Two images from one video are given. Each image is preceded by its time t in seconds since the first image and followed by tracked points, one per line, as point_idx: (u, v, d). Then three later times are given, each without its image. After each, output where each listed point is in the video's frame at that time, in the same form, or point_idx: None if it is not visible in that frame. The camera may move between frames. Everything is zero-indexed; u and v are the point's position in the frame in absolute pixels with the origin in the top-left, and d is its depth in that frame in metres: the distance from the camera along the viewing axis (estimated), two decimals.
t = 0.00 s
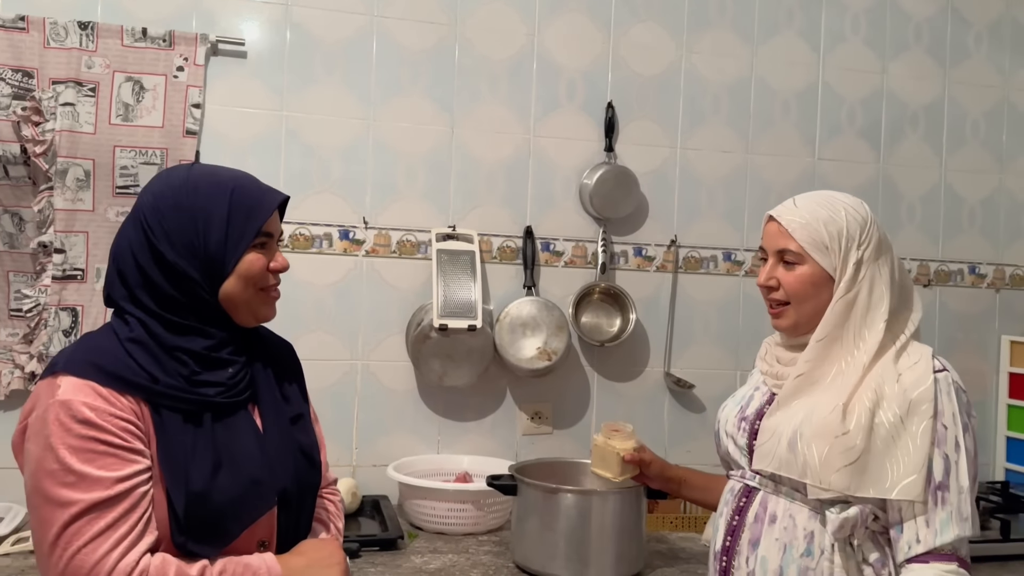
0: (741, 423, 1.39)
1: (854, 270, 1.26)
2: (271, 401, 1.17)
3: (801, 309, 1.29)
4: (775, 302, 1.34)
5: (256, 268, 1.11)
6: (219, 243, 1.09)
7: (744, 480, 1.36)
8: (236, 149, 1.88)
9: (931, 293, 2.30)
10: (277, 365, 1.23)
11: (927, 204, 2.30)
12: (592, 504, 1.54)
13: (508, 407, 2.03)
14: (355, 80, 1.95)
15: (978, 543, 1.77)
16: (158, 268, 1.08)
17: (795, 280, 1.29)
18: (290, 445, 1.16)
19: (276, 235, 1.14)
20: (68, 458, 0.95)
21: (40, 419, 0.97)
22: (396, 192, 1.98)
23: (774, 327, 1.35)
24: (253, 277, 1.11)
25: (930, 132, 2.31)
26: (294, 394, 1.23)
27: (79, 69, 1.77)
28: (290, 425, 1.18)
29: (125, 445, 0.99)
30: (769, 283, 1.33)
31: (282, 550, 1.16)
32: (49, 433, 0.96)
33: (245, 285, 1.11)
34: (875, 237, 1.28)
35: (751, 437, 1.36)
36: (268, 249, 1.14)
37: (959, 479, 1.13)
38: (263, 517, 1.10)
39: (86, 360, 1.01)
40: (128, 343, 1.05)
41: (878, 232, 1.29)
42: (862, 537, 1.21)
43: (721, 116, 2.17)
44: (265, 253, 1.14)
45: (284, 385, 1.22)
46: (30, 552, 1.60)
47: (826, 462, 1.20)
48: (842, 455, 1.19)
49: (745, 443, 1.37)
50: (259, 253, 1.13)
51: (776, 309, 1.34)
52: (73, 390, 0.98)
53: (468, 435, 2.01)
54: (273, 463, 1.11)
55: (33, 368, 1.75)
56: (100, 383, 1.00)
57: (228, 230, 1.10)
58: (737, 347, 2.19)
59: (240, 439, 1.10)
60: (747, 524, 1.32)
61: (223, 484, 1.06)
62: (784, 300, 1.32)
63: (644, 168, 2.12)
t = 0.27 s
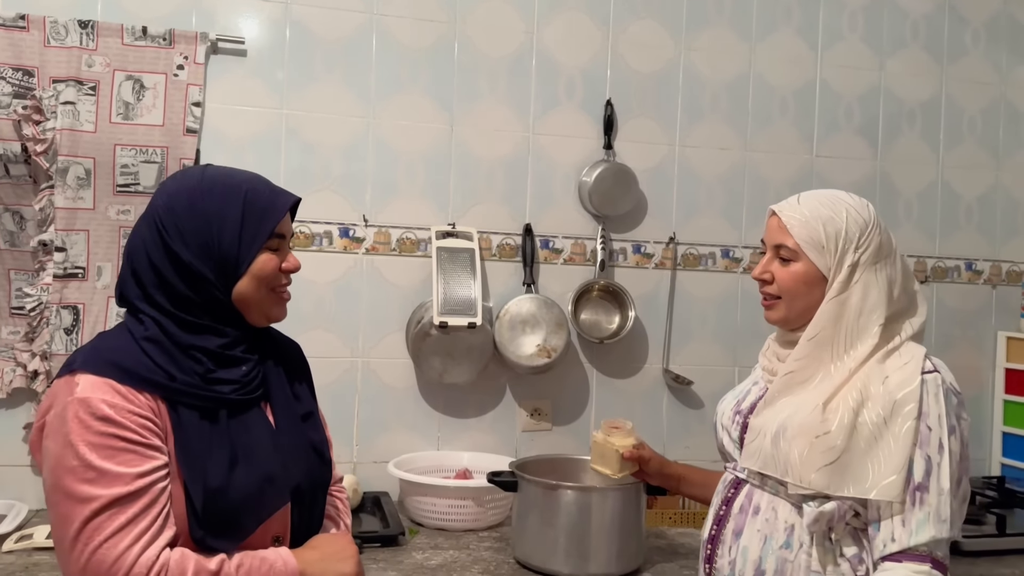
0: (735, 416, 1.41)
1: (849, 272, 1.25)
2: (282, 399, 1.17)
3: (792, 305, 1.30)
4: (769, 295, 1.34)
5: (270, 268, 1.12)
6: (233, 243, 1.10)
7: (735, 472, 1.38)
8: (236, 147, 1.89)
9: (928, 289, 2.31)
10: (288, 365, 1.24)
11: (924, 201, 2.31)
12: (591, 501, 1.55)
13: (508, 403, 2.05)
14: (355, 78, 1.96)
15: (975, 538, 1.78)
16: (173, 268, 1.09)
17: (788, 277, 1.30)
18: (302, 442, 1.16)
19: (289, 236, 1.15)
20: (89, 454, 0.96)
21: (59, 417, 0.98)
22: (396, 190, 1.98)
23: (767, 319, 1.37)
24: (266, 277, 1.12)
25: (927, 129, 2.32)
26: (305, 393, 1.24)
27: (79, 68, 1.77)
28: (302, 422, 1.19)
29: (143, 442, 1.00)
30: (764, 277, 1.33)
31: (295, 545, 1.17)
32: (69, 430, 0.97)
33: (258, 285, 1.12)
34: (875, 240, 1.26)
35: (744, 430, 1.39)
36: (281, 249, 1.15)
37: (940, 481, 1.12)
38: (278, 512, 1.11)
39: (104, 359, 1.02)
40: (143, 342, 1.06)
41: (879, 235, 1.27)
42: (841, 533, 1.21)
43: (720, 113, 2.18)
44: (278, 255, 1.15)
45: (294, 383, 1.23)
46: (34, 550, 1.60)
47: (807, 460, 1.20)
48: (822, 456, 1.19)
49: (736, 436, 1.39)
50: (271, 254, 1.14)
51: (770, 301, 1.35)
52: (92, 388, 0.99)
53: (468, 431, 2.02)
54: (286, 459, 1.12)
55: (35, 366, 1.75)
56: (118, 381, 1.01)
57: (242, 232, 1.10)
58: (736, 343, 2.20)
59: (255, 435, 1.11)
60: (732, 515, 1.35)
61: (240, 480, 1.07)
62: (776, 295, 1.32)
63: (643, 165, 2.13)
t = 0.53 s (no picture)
0: (732, 407, 1.46)
1: (847, 269, 1.25)
2: (294, 393, 1.19)
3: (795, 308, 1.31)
4: (771, 299, 1.35)
5: (281, 266, 1.14)
6: (246, 241, 1.11)
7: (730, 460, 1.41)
8: (240, 144, 1.90)
9: (927, 284, 2.32)
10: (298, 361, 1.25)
11: (922, 196, 2.33)
12: (593, 494, 1.56)
13: (509, 398, 2.06)
14: (357, 75, 1.97)
15: (973, 530, 1.80)
16: (187, 264, 1.10)
17: (788, 280, 1.30)
18: (313, 435, 1.18)
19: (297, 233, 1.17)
20: (108, 446, 0.97)
21: (78, 411, 0.99)
22: (399, 186, 2.00)
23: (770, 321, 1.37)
24: (278, 275, 1.13)
25: (925, 125, 2.33)
26: (314, 388, 1.26)
27: (83, 65, 1.78)
28: (312, 416, 1.21)
29: (161, 434, 1.01)
30: (765, 281, 1.34)
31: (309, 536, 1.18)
32: (88, 423, 0.98)
33: (269, 283, 1.13)
34: (871, 235, 1.26)
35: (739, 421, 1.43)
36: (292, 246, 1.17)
37: (914, 468, 1.12)
38: (292, 503, 1.13)
39: (120, 354, 1.03)
40: (158, 338, 1.07)
41: (875, 229, 1.27)
42: (824, 521, 1.22)
43: (720, 109, 2.19)
44: (289, 252, 1.16)
45: (303, 378, 1.25)
46: (41, 544, 1.62)
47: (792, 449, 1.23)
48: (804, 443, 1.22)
49: (732, 425, 1.44)
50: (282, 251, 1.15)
51: (772, 304, 1.35)
52: (110, 382, 1.01)
53: (470, 425, 2.04)
54: (299, 450, 1.14)
55: (40, 362, 1.76)
56: (135, 375, 1.03)
57: (254, 229, 1.12)
58: (735, 338, 2.22)
59: (269, 427, 1.12)
60: (722, 502, 1.37)
61: (255, 472, 1.08)
62: (779, 298, 1.33)
63: (644, 161, 2.14)
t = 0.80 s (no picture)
0: (730, 398, 1.49)
1: (845, 262, 1.27)
2: (301, 386, 1.21)
3: (793, 303, 1.32)
4: (769, 294, 1.36)
5: (289, 262, 1.16)
6: (254, 237, 1.13)
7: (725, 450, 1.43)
8: (243, 141, 1.92)
9: (926, 278, 2.34)
10: (305, 355, 1.27)
11: (921, 191, 2.34)
12: (595, 486, 1.58)
13: (511, 392, 2.08)
14: (360, 72, 1.98)
15: (970, 522, 1.82)
16: (197, 261, 1.12)
17: (786, 276, 1.31)
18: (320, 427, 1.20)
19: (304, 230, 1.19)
20: (121, 439, 0.99)
21: (91, 405, 1.01)
22: (401, 182, 2.01)
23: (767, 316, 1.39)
24: (286, 271, 1.16)
25: (924, 120, 2.35)
26: (321, 381, 1.28)
27: (88, 63, 1.80)
28: (320, 409, 1.23)
29: (173, 427, 1.03)
30: (763, 277, 1.35)
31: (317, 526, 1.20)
32: (102, 417, 1.00)
33: (278, 279, 1.15)
34: (867, 230, 1.27)
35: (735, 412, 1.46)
36: (300, 243, 1.19)
37: (892, 457, 1.13)
38: (301, 494, 1.15)
39: (132, 349, 1.05)
40: (169, 333, 1.09)
41: (871, 223, 1.28)
42: (812, 510, 1.23)
43: (720, 105, 2.21)
44: (296, 248, 1.18)
45: (310, 371, 1.27)
46: (49, 536, 1.64)
47: (779, 440, 1.26)
48: (793, 433, 1.24)
49: (727, 416, 1.47)
50: (290, 248, 1.17)
51: (770, 300, 1.37)
52: (122, 376, 1.03)
53: (472, 419, 2.06)
54: (308, 441, 1.16)
55: (48, 357, 1.78)
56: (146, 370, 1.04)
57: (263, 225, 1.14)
58: (735, 333, 2.23)
59: (277, 420, 1.14)
60: (716, 490, 1.40)
61: (265, 464, 1.10)
62: (777, 293, 1.34)
63: (644, 157, 2.16)
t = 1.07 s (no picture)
0: (730, 390, 1.50)
1: (843, 252, 1.27)
2: (305, 380, 1.22)
3: (792, 293, 1.33)
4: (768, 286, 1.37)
5: (292, 258, 1.16)
6: (259, 233, 1.14)
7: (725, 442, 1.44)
8: (245, 137, 1.92)
9: (926, 272, 2.34)
10: (308, 351, 1.28)
11: (922, 185, 2.35)
12: (596, 481, 1.59)
13: (512, 387, 2.09)
14: (361, 68, 1.99)
15: (970, 516, 1.83)
16: (200, 256, 1.12)
17: (784, 266, 1.32)
18: (324, 422, 1.21)
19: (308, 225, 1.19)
20: (125, 434, 1.00)
21: (95, 399, 1.02)
22: (403, 178, 2.02)
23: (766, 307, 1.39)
24: (289, 267, 1.16)
25: (925, 114, 2.35)
26: (324, 376, 1.29)
27: (91, 60, 1.80)
28: (323, 404, 1.24)
29: (175, 422, 1.04)
30: (763, 268, 1.36)
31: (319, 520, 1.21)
32: (106, 411, 1.01)
33: (282, 274, 1.16)
34: (866, 221, 1.28)
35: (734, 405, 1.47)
36: (304, 238, 1.20)
37: (882, 449, 1.14)
38: (303, 489, 1.16)
39: (136, 344, 1.06)
40: (173, 328, 1.09)
41: (870, 215, 1.29)
42: (807, 502, 1.24)
43: (721, 100, 2.21)
44: (300, 244, 1.19)
45: (313, 366, 1.28)
46: (54, 531, 1.65)
47: (775, 431, 1.27)
48: (791, 426, 1.25)
49: (728, 408, 1.48)
50: (294, 243, 1.18)
51: (769, 291, 1.37)
52: (126, 371, 1.03)
53: (474, 414, 2.07)
54: (311, 435, 1.17)
55: (52, 353, 1.79)
56: (150, 364, 1.05)
57: (266, 221, 1.15)
58: (736, 327, 2.24)
59: (281, 415, 1.15)
60: (714, 483, 1.41)
61: (268, 458, 1.11)
62: (775, 284, 1.35)
63: (645, 152, 2.16)
